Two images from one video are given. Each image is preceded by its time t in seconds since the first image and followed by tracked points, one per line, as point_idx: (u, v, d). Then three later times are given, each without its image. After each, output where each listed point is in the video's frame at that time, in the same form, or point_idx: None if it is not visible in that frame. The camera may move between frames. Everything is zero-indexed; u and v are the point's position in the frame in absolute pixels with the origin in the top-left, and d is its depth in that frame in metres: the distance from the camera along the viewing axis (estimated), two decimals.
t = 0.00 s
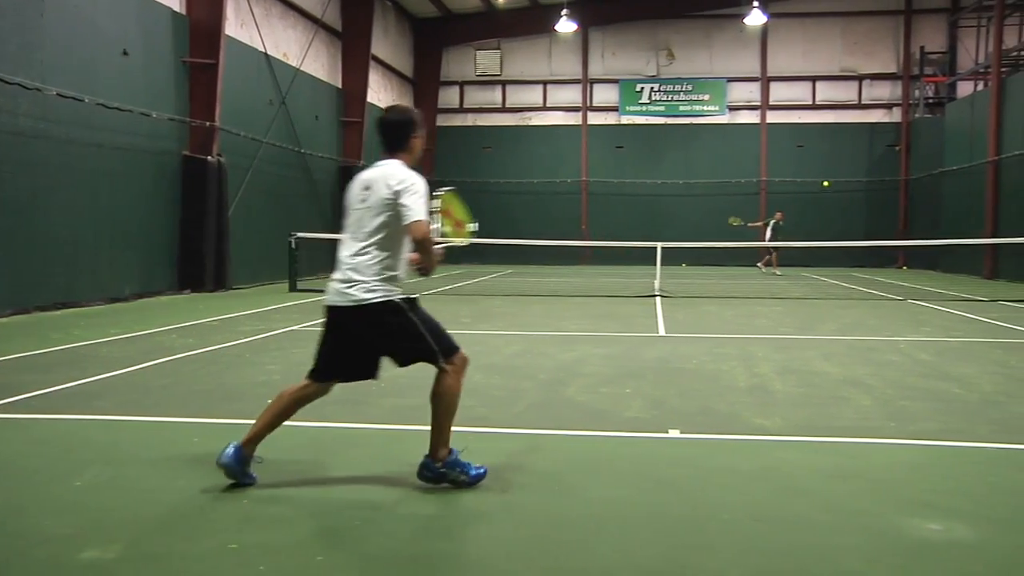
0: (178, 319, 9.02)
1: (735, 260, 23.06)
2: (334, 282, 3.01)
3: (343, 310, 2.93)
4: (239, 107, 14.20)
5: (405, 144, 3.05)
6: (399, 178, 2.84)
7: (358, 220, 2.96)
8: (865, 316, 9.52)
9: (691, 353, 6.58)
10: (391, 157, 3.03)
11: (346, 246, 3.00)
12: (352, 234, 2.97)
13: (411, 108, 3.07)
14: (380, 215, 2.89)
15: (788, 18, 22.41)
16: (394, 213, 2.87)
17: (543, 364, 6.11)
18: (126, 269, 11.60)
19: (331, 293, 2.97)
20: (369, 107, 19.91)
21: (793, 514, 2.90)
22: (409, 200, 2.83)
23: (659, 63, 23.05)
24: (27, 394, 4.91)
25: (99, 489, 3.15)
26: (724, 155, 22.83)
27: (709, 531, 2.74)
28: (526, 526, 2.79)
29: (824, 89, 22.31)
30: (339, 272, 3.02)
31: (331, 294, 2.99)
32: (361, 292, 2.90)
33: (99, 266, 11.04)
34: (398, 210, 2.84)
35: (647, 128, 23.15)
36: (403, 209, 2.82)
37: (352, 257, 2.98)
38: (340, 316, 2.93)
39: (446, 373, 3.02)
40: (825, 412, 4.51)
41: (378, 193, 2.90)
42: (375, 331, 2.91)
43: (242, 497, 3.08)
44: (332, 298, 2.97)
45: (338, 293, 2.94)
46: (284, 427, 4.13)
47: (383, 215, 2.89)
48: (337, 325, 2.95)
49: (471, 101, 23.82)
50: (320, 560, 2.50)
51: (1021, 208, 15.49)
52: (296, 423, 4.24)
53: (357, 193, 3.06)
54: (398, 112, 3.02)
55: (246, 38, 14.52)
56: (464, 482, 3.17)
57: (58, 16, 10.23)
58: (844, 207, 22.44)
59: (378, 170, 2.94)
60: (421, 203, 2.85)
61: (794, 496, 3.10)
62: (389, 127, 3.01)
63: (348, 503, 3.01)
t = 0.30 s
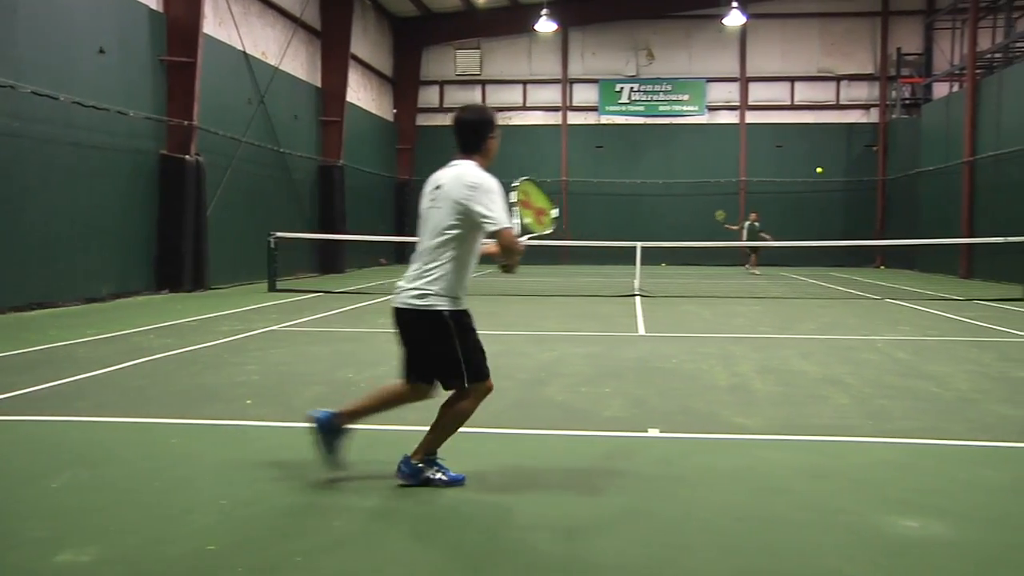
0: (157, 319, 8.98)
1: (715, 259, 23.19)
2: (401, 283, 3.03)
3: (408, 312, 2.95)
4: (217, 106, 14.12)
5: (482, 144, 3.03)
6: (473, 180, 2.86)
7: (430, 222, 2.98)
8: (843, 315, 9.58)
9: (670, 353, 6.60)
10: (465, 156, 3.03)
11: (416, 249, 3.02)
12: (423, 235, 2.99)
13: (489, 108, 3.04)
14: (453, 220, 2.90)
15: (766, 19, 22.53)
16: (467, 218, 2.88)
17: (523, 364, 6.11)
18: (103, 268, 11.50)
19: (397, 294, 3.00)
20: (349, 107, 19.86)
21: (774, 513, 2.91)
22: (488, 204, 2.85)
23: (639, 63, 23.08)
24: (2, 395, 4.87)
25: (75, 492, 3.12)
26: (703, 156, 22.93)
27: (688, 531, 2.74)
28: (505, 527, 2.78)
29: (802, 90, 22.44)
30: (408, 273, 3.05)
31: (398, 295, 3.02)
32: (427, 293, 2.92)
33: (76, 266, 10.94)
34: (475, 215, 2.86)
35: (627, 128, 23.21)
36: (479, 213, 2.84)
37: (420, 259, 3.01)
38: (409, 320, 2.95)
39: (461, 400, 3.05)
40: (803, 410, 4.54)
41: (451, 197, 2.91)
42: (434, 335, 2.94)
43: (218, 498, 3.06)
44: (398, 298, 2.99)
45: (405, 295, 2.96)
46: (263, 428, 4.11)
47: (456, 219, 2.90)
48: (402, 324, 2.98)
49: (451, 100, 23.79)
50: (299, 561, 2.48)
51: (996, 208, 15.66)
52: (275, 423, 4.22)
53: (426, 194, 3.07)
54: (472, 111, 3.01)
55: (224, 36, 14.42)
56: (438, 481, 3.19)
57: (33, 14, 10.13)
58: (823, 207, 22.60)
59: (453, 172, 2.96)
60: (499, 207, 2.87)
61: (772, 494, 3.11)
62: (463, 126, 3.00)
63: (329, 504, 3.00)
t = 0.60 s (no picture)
0: (124, 319, 8.92)
1: (685, 259, 23.32)
2: (465, 276, 3.04)
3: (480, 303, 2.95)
4: (184, 105, 13.99)
5: (534, 132, 3.08)
6: (546, 166, 2.92)
7: (494, 211, 3.01)
8: (811, 313, 9.66)
9: (640, 352, 6.62)
10: (518, 144, 3.08)
11: (478, 238, 3.04)
12: (487, 226, 3.02)
13: (541, 93, 3.08)
14: (524, 206, 2.95)
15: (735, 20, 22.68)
16: (539, 204, 2.94)
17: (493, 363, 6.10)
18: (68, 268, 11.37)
19: (465, 286, 3.00)
20: (318, 106, 19.75)
21: (742, 511, 2.92)
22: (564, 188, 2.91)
23: (609, 63, 23.16)
24: None
25: (38, 495, 3.08)
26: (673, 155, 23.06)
27: (656, 529, 2.75)
28: (475, 527, 2.77)
29: (771, 90, 22.62)
30: (470, 266, 3.06)
31: (464, 287, 3.02)
32: (500, 282, 2.93)
33: (41, 266, 10.83)
34: (550, 199, 2.92)
35: (597, 128, 23.29)
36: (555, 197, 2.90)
37: (486, 250, 3.02)
38: (481, 311, 2.95)
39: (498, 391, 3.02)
40: (771, 409, 4.56)
41: (521, 183, 2.96)
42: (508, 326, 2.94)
43: (183, 500, 3.03)
44: (467, 290, 2.99)
45: (475, 285, 2.97)
46: (231, 430, 4.07)
47: (528, 205, 2.95)
48: (471, 317, 2.97)
49: (421, 100, 23.73)
50: (265, 563, 2.46)
51: (960, 208, 15.86)
52: (243, 425, 4.18)
53: (483, 184, 3.10)
54: (527, 97, 3.05)
55: (191, 34, 14.30)
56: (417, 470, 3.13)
57: None
58: (790, 207, 22.79)
59: (514, 160, 3.01)
60: (570, 191, 2.94)
61: (739, 493, 3.12)
62: (517, 113, 3.04)
63: (297, 505, 2.98)
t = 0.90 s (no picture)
0: (85, 320, 8.80)
1: (649, 258, 23.43)
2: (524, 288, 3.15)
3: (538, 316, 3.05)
4: (144, 103, 13.81)
5: (588, 136, 3.10)
6: (581, 174, 2.94)
7: (542, 223, 3.08)
8: (774, 313, 9.75)
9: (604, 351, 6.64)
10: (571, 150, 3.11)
11: (532, 254, 3.11)
12: (538, 237, 3.10)
13: (596, 98, 3.13)
14: (563, 215, 2.99)
15: (699, 22, 22.83)
16: (580, 211, 2.97)
17: (458, 363, 6.09)
18: (25, 268, 11.20)
19: (525, 299, 3.11)
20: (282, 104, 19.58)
21: (707, 509, 2.94)
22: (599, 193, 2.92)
23: (574, 63, 23.23)
24: None
25: None
26: (637, 155, 23.16)
27: (623, 527, 2.76)
28: (443, 527, 2.76)
29: (734, 91, 22.80)
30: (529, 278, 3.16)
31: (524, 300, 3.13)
32: (552, 294, 3.02)
33: None
34: (587, 207, 2.94)
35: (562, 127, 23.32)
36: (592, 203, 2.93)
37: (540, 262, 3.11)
38: (539, 323, 3.05)
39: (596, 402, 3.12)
40: (735, 407, 4.60)
41: (560, 193, 3.00)
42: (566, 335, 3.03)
43: (145, 503, 2.99)
44: (526, 303, 3.10)
45: (531, 299, 3.07)
46: (193, 431, 4.03)
47: (568, 215, 2.99)
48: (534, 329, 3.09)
49: (386, 99, 23.62)
50: (230, 565, 2.44)
51: (919, 208, 16.06)
52: (206, 426, 4.13)
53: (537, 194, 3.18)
54: (579, 106, 3.09)
55: (152, 31, 14.13)
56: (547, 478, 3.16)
57: None
58: (754, 206, 22.97)
59: (558, 169, 3.06)
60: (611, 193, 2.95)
61: (704, 491, 3.14)
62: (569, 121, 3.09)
63: (261, 507, 2.95)
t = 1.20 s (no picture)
0: (33, 321, 8.64)
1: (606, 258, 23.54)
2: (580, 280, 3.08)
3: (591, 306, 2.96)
4: (93, 99, 13.57)
5: (636, 118, 3.00)
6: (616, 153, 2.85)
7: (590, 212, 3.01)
8: (729, 312, 9.83)
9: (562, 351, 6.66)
10: (618, 136, 3.03)
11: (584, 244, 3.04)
12: (588, 226, 3.02)
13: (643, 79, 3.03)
14: (604, 198, 2.91)
15: (655, 23, 23.01)
16: (620, 190, 2.87)
17: (416, 363, 6.07)
18: None
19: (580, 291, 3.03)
20: (236, 102, 19.38)
21: (662, 507, 2.96)
22: (635, 167, 2.82)
23: (531, 63, 23.28)
24: None
25: None
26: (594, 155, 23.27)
27: (580, 526, 2.77)
28: (399, 527, 2.75)
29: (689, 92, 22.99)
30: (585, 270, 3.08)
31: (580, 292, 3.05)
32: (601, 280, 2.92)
33: None
34: (627, 185, 2.84)
35: (519, 127, 23.34)
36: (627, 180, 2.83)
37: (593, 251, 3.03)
38: (594, 313, 2.96)
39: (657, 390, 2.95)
40: (691, 406, 4.63)
41: (599, 176, 2.93)
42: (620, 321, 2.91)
43: (96, 506, 2.94)
44: (581, 295, 3.02)
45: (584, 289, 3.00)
46: (144, 433, 3.98)
47: (608, 198, 2.90)
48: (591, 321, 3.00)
49: (342, 98, 23.47)
50: (182, 568, 2.40)
51: (871, 208, 16.29)
52: (157, 428, 4.08)
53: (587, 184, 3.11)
54: (620, 87, 3.02)
55: (102, 27, 13.89)
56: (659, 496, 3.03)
57: None
58: (709, 206, 23.15)
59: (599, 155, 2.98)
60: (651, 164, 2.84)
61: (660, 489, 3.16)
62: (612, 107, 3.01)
63: (215, 509, 2.92)
